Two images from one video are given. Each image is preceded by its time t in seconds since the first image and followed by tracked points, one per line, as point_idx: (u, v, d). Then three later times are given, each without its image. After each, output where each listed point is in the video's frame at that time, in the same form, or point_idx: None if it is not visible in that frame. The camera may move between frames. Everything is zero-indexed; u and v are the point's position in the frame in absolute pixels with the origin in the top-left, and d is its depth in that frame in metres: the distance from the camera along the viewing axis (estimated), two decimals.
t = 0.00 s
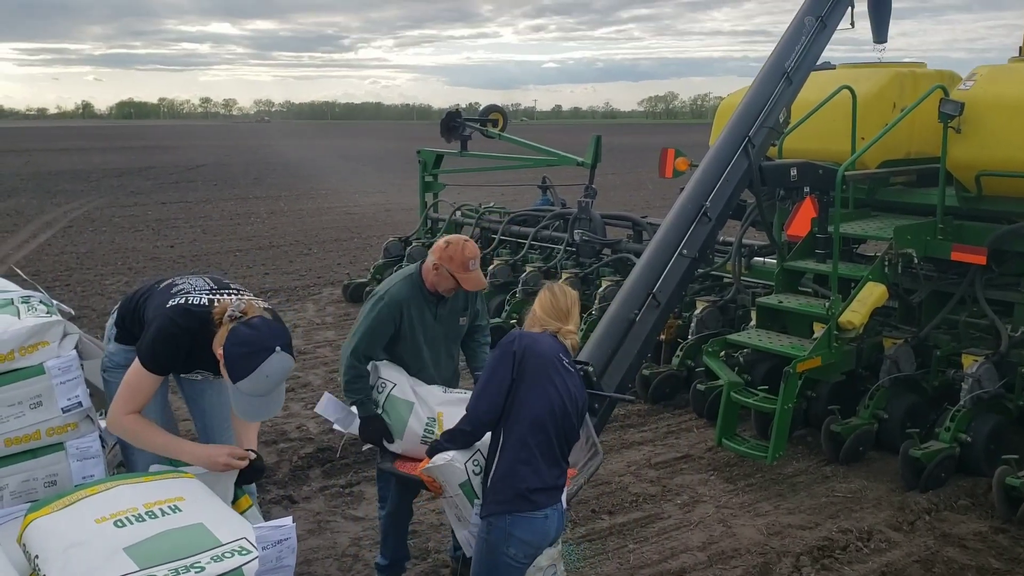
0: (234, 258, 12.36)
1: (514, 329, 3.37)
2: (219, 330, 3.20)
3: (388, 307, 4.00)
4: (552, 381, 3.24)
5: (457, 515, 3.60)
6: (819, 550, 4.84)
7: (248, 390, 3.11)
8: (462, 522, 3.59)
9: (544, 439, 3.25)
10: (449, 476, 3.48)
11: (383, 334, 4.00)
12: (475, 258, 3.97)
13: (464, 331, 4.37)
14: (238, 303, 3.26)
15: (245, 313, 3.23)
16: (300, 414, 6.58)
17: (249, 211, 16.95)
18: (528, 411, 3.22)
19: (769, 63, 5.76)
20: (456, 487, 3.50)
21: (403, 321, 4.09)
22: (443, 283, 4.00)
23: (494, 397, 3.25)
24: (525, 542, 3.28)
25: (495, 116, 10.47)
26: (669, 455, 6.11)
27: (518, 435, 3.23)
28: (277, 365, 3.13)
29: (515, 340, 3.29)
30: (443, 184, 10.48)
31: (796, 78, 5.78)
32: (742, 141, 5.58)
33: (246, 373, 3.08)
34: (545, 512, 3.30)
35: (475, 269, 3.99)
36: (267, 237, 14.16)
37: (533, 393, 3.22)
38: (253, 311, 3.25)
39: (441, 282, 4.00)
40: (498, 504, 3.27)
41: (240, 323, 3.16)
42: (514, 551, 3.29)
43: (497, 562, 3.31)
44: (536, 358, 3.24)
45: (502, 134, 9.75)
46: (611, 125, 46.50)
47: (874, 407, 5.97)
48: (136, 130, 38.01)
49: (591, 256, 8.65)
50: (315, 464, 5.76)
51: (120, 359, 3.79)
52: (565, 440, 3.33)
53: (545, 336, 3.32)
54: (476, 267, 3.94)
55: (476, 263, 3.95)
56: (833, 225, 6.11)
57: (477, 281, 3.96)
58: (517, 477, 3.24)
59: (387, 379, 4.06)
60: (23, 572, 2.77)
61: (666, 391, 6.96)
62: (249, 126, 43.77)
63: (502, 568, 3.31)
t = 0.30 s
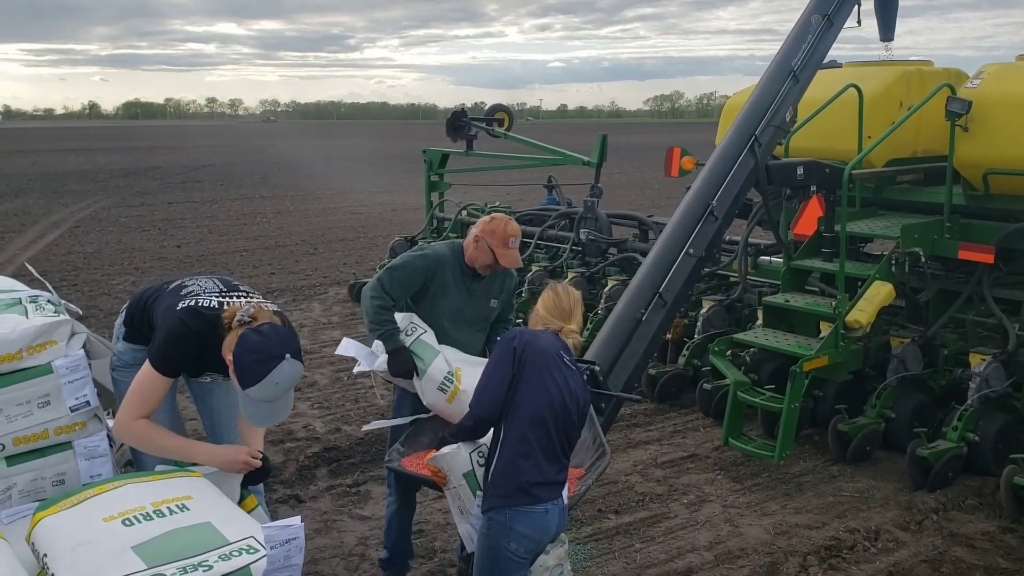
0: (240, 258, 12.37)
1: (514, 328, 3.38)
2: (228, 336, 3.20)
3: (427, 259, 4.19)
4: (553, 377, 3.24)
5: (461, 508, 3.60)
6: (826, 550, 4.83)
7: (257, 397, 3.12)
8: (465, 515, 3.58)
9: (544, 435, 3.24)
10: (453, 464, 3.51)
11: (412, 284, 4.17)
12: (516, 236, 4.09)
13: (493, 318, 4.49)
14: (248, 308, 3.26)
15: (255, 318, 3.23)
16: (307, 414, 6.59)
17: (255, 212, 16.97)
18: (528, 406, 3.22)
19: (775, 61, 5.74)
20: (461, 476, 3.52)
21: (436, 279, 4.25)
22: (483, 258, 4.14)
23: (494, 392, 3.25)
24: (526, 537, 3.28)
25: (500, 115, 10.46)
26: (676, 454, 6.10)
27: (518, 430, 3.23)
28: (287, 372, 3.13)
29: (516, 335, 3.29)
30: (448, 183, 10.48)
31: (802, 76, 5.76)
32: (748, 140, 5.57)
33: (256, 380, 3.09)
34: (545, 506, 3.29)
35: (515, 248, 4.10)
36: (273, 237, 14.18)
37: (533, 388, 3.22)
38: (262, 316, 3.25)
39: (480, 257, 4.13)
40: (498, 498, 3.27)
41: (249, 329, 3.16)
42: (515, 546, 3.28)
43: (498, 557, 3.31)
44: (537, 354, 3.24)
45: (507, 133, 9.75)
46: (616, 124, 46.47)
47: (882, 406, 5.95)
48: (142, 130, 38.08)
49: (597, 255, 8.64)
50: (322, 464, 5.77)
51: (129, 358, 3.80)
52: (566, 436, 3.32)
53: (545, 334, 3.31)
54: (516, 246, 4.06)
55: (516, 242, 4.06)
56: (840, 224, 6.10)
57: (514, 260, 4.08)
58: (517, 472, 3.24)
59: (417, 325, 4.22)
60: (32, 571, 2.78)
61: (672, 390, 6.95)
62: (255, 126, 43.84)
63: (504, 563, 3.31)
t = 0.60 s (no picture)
0: (240, 259, 12.37)
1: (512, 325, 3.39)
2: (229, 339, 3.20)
3: (444, 253, 4.36)
4: (552, 373, 3.24)
5: (461, 503, 3.60)
6: (827, 549, 4.83)
7: (260, 400, 3.12)
8: (465, 510, 3.59)
9: (544, 431, 3.24)
10: (455, 460, 3.54)
11: (428, 275, 4.33)
12: (534, 231, 4.24)
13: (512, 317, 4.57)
14: (250, 311, 3.26)
15: (257, 321, 3.23)
16: (308, 415, 6.59)
17: (255, 213, 16.97)
18: (527, 402, 3.22)
19: (775, 61, 5.74)
20: (461, 472, 3.56)
21: (454, 274, 4.40)
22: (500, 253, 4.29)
23: (494, 389, 3.24)
24: (527, 534, 3.27)
25: (500, 115, 10.45)
26: (677, 454, 6.09)
27: (518, 426, 3.23)
28: (290, 376, 3.13)
29: (516, 331, 3.30)
30: (449, 184, 10.47)
31: (803, 75, 5.76)
32: (748, 140, 5.57)
33: (260, 384, 3.09)
34: (546, 503, 3.28)
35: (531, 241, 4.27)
36: (274, 238, 14.18)
37: (532, 384, 3.22)
38: (265, 319, 3.25)
39: (498, 250, 4.29)
40: (499, 495, 3.27)
41: (251, 332, 3.16)
42: (516, 543, 3.28)
43: (499, 554, 3.30)
44: (536, 350, 3.24)
45: (507, 134, 9.74)
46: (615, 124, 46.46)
47: (883, 405, 5.95)
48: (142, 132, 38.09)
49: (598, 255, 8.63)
50: (322, 465, 5.77)
51: (130, 360, 3.80)
52: (566, 433, 3.32)
53: (542, 331, 3.31)
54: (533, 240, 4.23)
55: (534, 236, 4.22)
56: (840, 223, 6.11)
57: (530, 253, 4.25)
58: (516, 468, 3.24)
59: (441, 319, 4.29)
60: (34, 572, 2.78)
61: (673, 390, 6.95)
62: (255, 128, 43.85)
63: (505, 560, 3.31)
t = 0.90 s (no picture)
0: (240, 261, 12.37)
1: (504, 324, 3.38)
2: (233, 340, 3.20)
3: (450, 251, 4.37)
4: (551, 370, 3.26)
5: (466, 501, 3.60)
6: (829, 549, 4.83)
7: (263, 401, 3.12)
8: (470, 508, 3.59)
9: (547, 428, 3.25)
10: (460, 459, 3.53)
11: (430, 276, 4.36)
12: (540, 231, 4.22)
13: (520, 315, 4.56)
14: (253, 312, 3.26)
15: (260, 322, 3.23)
16: (309, 416, 6.59)
17: (255, 214, 16.97)
18: (529, 400, 3.22)
19: (775, 60, 5.75)
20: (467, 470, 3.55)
21: (458, 274, 4.41)
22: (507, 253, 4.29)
23: (493, 388, 3.24)
24: (533, 531, 3.27)
25: (500, 116, 10.44)
26: (678, 454, 6.09)
27: (520, 424, 3.23)
28: (294, 377, 3.13)
29: (511, 330, 3.30)
30: (449, 184, 10.47)
31: (803, 75, 5.77)
32: (748, 139, 5.57)
33: (263, 385, 3.09)
34: (551, 500, 3.29)
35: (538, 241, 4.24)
36: (274, 239, 14.17)
37: (532, 382, 3.23)
38: (267, 321, 3.25)
39: (505, 250, 4.29)
40: (504, 493, 3.26)
41: (254, 334, 3.16)
42: (522, 540, 3.27)
43: (505, 552, 3.29)
44: (534, 348, 3.25)
45: (508, 134, 9.74)
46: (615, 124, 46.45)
47: (884, 404, 5.94)
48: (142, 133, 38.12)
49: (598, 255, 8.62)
50: (324, 466, 5.77)
51: (132, 361, 3.81)
52: (567, 429, 3.33)
53: (538, 328, 3.32)
54: (539, 241, 4.20)
55: (540, 237, 4.20)
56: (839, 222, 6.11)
57: (537, 253, 4.23)
58: (521, 466, 3.24)
59: (442, 320, 4.30)
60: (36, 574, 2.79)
61: (674, 390, 6.95)
62: (255, 129, 43.84)
63: (511, 557, 3.30)
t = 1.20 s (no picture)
0: (238, 263, 12.37)
1: (494, 324, 3.36)
2: (232, 342, 3.20)
3: (452, 249, 4.40)
4: (547, 367, 3.25)
5: (467, 499, 3.59)
6: (828, 549, 4.82)
7: (263, 403, 3.12)
8: (472, 505, 3.59)
9: (547, 424, 3.25)
10: (461, 456, 3.53)
11: (430, 273, 4.37)
12: (536, 231, 4.22)
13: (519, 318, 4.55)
14: (252, 314, 3.26)
15: (259, 324, 3.22)
16: (307, 418, 6.58)
17: (253, 216, 16.97)
18: (528, 398, 3.22)
19: (773, 60, 5.75)
20: (467, 467, 3.55)
21: (457, 274, 4.41)
22: (502, 252, 4.31)
23: (490, 388, 3.23)
24: (538, 527, 3.27)
25: (499, 117, 10.43)
26: (677, 455, 6.09)
27: (520, 422, 3.23)
28: (293, 378, 3.13)
29: (503, 330, 3.29)
30: (447, 186, 10.47)
31: (801, 75, 5.77)
32: (746, 139, 5.57)
33: (263, 387, 3.08)
34: (555, 496, 3.29)
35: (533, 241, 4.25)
36: (272, 241, 14.18)
37: (529, 380, 3.22)
38: (266, 322, 3.25)
39: (500, 250, 4.29)
40: (509, 492, 3.25)
41: (254, 335, 3.16)
42: (528, 537, 3.27)
43: (511, 549, 3.29)
44: (528, 345, 3.25)
45: (506, 135, 9.74)
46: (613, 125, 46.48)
47: (883, 404, 5.93)
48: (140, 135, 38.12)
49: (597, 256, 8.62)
50: (322, 468, 5.76)
51: (132, 363, 3.80)
52: (567, 425, 3.34)
53: (531, 325, 3.32)
54: (535, 241, 4.21)
55: (536, 237, 4.21)
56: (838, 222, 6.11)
57: (531, 252, 4.24)
58: (524, 465, 3.23)
59: (447, 310, 4.28)
60: None
61: (672, 391, 6.95)
62: (252, 131, 43.82)
63: (517, 554, 3.29)
